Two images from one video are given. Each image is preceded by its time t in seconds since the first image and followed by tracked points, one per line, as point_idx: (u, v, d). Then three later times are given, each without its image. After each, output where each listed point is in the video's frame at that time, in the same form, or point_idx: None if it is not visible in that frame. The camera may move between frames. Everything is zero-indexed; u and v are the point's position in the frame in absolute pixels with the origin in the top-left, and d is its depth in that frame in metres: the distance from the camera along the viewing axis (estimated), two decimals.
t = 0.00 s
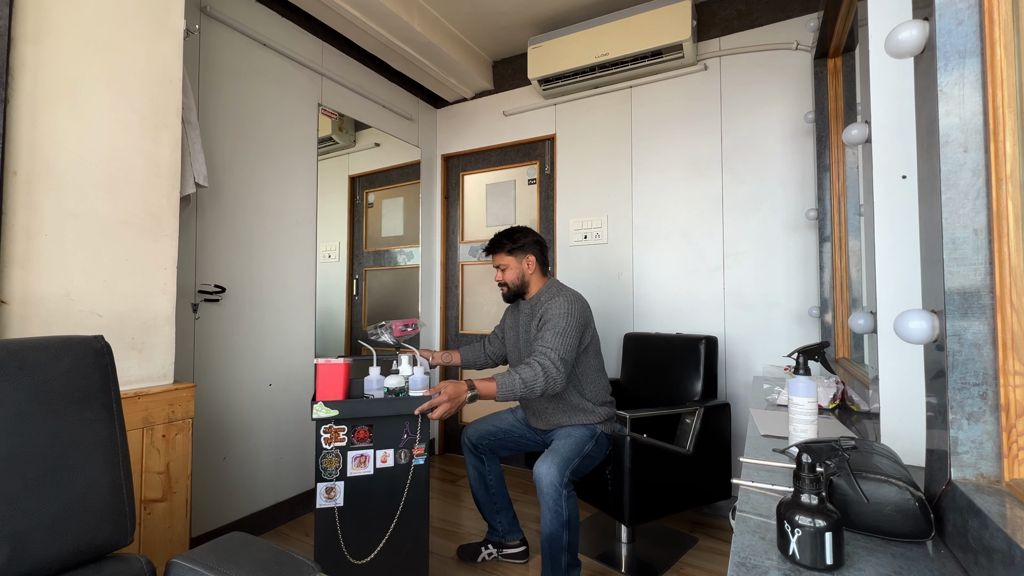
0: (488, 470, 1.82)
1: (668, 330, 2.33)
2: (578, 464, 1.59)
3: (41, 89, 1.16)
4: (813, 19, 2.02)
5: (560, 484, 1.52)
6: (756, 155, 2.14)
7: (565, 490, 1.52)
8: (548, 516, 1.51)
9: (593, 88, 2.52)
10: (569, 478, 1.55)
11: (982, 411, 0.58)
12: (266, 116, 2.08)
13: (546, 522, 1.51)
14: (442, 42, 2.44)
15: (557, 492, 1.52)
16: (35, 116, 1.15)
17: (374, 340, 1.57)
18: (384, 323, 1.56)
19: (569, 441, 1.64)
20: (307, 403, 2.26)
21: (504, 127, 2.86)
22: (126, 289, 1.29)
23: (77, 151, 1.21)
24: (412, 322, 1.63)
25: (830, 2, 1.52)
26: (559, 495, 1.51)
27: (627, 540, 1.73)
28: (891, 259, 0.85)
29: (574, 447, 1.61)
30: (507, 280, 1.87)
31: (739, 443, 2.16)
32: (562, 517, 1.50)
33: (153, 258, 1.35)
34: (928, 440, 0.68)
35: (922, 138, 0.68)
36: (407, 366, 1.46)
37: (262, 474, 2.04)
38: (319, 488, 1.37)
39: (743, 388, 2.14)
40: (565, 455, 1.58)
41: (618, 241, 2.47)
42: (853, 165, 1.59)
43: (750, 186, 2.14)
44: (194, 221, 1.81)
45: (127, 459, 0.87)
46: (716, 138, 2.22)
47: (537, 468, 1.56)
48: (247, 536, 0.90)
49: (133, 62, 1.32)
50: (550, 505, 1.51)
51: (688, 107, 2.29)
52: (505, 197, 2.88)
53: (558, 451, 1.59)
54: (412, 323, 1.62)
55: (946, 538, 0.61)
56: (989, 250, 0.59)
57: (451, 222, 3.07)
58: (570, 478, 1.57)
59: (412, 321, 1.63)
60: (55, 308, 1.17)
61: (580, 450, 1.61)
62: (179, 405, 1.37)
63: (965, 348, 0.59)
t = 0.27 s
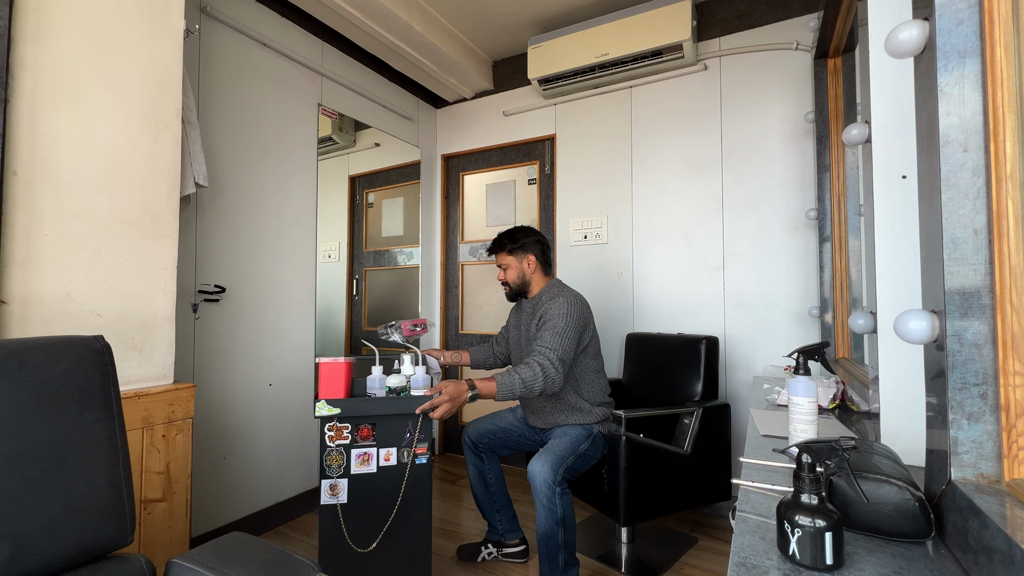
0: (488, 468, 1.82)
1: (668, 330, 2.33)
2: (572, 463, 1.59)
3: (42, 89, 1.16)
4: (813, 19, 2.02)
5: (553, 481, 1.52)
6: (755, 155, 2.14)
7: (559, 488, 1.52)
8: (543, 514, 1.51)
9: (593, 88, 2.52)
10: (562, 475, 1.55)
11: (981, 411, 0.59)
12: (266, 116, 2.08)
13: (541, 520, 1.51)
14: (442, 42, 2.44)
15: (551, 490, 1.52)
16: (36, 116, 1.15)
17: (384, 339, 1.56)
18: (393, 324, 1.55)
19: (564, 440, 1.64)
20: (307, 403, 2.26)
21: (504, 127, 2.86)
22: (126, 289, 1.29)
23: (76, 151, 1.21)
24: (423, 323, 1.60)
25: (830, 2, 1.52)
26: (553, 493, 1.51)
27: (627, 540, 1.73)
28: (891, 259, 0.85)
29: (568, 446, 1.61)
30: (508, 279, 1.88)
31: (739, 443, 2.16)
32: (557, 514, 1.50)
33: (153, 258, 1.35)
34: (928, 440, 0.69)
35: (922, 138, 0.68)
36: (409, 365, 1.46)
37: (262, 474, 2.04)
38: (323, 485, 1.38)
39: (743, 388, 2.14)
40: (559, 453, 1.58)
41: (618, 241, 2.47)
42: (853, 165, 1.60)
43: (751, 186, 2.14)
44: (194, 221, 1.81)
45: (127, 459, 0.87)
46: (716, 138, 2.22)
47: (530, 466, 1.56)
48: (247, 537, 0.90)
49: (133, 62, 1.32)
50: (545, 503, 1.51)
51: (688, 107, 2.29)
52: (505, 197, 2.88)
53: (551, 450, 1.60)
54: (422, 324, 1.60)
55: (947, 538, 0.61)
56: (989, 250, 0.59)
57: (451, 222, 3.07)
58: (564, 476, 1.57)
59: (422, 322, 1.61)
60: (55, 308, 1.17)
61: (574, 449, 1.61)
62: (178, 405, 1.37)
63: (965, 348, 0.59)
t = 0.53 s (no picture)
0: (488, 469, 1.82)
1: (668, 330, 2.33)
2: (574, 463, 1.59)
3: (42, 89, 1.16)
4: (813, 19, 2.02)
5: (555, 482, 1.52)
6: (755, 155, 2.14)
7: (561, 488, 1.52)
8: (544, 515, 1.51)
9: (593, 88, 2.52)
10: (565, 476, 1.55)
11: (982, 411, 0.59)
12: (267, 117, 2.08)
13: (542, 520, 1.51)
14: (442, 42, 2.44)
15: (553, 490, 1.52)
16: (36, 116, 1.15)
17: (382, 339, 1.57)
18: (392, 324, 1.55)
19: (567, 440, 1.64)
20: (307, 404, 2.26)
21: (504, 127, 2.86)
22: (126, 289, 1.29)
23: (76, 151, 1.21)
24: (421, 323, 1.60)
25: (830, 2, 1.52)
26: (555, 494, 1.51)
27: (627, 540, 1.73)
28: (890, 260, 0.85)
29: (571, 446, 1.61)
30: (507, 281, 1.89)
31: (739, 443, 2.16)
32: (558, 515, 1.50)
33: (153, 258, 1.35)
34: (928, 440, 0.69)
35: (922, 139, 0.68)
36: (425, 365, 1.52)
37: (262, 474, 2.04)
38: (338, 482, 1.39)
39: (744, 389, 2.14)
40: (562, 453, 1.58)
41: (618, 242, 2.47)
42: (853, 165, 1.60)
43: (750, 186, 2.14)
44: (194, 221, 1.81)
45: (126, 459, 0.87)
46: (716, 139, 2.22)
47: (534, 467, 1.56)
48: (248, 537, 0.90)
49: (133, 61, 1.32)
50: (546, 504, 1.51)
51: (688, 107, 2.29)
52: (505, 197, 2.88)
53: (554, 451, 1.60)
54: (421, 324, 1.60)
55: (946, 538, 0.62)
56: (990, 251, 0.59)
57: (451, 222, 3.07)
58: (567, 477, 1.57)
59: (421, 323, 1.61)
60: (54, 308, 1.17)
61: (576, 450, 1.61)
62: (178, 406, 1.37)
63: (966, 348, 0.59)
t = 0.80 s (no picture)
0: (488, 469, 1.82)
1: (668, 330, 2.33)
2: (575, 463, 1.59)
3: (42, 89, 1.16)
4: (813, 19, 2.02)
5: (555, 482, 1.52)
6: (755, 155, 2.14)
7: (560, 488, 1.52)
8: (544, 514, 1.51)
9: (593, 88, 2.52)
10: (565, 475, 1.55)
11: (982, 411, 0.59)
12: (267, 117, 2.08)
13: (542, 520, 1.51)
14: (442, 42, 2.44)
15: (553, 490, 1.52)
16: (36, 116, 1.15)
17: (382, 339, 1.57)
18: (393, 323, 1.54)
19: (567, 440, 1.64)
20: (307, 404, 2.26)
21: (504, 127, 2.86)
22: (126, 289, 1.29)
23: (77, 151, 1.21)
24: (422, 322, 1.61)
25: (830, 2, 1.52)
26: (555, 494, 1.51)
27: (628, 540, 1.73)
28: (890, 260, 0.85)
29: (571, 446, 1.61)
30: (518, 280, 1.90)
31: (739, 442, 2.16)
32: (558, 515, 1.50)
33: (153, 258, 1.35)
34: (928, 440, 0.69)
35: (922, 138, 0.68)
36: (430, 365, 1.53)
37: (262, 474, 2.05)
38: (341, 483, 1.40)
39: (744, 389, 2.14)
40: (561, 453, 1.58)
41: (618, 242, 2.47)
42: (853, 165, 1.60)
43: (750, 186, 2.14)
44: (194, 221, 1.81)
45: (126, 459, 0.87)
46: (716, 138, 2.22)
47: (534, 467, 1.56)
48: (249, 536, 0.90)
49: (133, 61, 1.32)
50: (546, 504, 1.51)
51: (688, 108, 2.29)
52: (505, 197, 2.88)
53: (554, 451, 1.59)
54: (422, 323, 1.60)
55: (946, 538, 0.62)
56: (990, 250, 0.59)
57: (451, 222, 3.08)
58: (567, 477, 1.57)
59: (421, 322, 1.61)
60: (54, 308, 1.17)
61: (576, 450, 1.61)
62: (178, 405, 1.37)
63: (965, 348, 0.59)
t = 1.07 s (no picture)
0: (489, 468, 1.82)
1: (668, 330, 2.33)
2: (575, 462, 1.59)
3: (42, 89, 1.16)
4: (813, 19, 2.02)
5: (554, 481, 1.52)
6: (755, 155, 2.14)
7: (559, 487, 1.52)
8: (542, 513, 1.51)
9: (593, 88, 2.52)
10: (564, 475, 1.55)
11: (981, 411, 0.59)
12: (267, 117, 2.08)
13: (540, 518, 1.51)
14: (443, 42, 2.44)
15: (551, 489, 1.52)
16: (36, 116, 1.15)
17: (382, 339, 1.57)
18: (393, 323, 1.54)
19: (569, 439, 1.64)
20: (307, 404, 2.26)
21: (504, 127, 2.86)
22: (126, 289, 1.29)
23: (77, 151, 1.21)
24: (422, 322, 1.61)
25: (830, 1, 1.52)
26: (553, 492, 1.51)
27: (627, 540, 1.73)
28: (890, 260, 0.85)
29: (572, 445, 1.61)
30: (538, 282, 1.88)
31: (739, 442, 2.16)
32: (556, 513, 1.50)
33: (153, 258, 1.35)
34: (928, 440, 0.68)
35: (922, 138, 0.68)
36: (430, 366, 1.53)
37: (262, 473, 2.05)
38: (342, 483, 1.40)
39: (744, 389, 2.14)
40: (561, 452, 1.58)
41: (618, 241, 2.47)
42: (854, 164, 1.59)
43: (751, 186, 2.14)
44: (194, 221, 1.81)
45: (127, 459, 0.87)
46: (716, 138, 2.22)
47: (531, 465, 1.56)
48: (250, 537, 0.90)
49: (133, 61, 1.32)
50: (545, 503, 1.51)
51: (688, 108, 2.29)
52: (505, 197, 2.88)
53: (554, 449, 1.59)
54: (421, 323, 1.60)
55: (946, 538, 0.62)
56: (990, 250, 0.59)
57: (451, 222, 3.07)
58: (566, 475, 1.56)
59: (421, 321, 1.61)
60: (54, 307, 1.17)
61: (577, 450, 1.61)
62: (179, 406, 1.37)
63: (965, 348, 0.59)
